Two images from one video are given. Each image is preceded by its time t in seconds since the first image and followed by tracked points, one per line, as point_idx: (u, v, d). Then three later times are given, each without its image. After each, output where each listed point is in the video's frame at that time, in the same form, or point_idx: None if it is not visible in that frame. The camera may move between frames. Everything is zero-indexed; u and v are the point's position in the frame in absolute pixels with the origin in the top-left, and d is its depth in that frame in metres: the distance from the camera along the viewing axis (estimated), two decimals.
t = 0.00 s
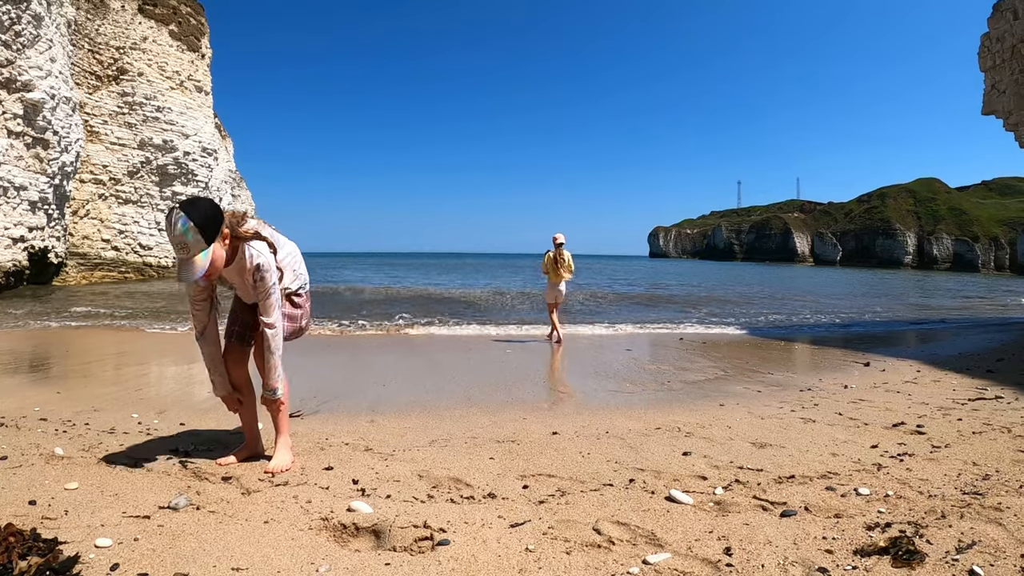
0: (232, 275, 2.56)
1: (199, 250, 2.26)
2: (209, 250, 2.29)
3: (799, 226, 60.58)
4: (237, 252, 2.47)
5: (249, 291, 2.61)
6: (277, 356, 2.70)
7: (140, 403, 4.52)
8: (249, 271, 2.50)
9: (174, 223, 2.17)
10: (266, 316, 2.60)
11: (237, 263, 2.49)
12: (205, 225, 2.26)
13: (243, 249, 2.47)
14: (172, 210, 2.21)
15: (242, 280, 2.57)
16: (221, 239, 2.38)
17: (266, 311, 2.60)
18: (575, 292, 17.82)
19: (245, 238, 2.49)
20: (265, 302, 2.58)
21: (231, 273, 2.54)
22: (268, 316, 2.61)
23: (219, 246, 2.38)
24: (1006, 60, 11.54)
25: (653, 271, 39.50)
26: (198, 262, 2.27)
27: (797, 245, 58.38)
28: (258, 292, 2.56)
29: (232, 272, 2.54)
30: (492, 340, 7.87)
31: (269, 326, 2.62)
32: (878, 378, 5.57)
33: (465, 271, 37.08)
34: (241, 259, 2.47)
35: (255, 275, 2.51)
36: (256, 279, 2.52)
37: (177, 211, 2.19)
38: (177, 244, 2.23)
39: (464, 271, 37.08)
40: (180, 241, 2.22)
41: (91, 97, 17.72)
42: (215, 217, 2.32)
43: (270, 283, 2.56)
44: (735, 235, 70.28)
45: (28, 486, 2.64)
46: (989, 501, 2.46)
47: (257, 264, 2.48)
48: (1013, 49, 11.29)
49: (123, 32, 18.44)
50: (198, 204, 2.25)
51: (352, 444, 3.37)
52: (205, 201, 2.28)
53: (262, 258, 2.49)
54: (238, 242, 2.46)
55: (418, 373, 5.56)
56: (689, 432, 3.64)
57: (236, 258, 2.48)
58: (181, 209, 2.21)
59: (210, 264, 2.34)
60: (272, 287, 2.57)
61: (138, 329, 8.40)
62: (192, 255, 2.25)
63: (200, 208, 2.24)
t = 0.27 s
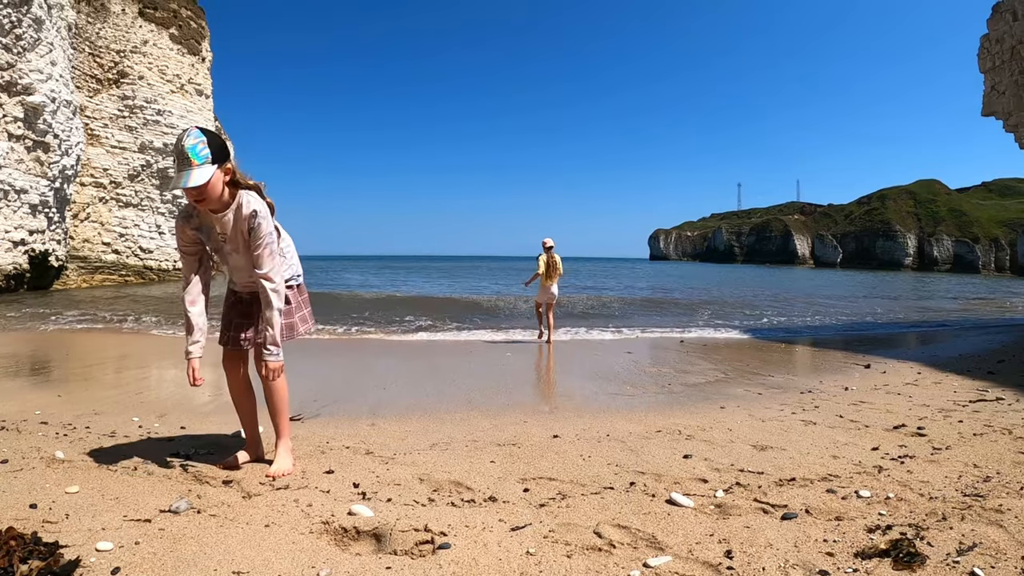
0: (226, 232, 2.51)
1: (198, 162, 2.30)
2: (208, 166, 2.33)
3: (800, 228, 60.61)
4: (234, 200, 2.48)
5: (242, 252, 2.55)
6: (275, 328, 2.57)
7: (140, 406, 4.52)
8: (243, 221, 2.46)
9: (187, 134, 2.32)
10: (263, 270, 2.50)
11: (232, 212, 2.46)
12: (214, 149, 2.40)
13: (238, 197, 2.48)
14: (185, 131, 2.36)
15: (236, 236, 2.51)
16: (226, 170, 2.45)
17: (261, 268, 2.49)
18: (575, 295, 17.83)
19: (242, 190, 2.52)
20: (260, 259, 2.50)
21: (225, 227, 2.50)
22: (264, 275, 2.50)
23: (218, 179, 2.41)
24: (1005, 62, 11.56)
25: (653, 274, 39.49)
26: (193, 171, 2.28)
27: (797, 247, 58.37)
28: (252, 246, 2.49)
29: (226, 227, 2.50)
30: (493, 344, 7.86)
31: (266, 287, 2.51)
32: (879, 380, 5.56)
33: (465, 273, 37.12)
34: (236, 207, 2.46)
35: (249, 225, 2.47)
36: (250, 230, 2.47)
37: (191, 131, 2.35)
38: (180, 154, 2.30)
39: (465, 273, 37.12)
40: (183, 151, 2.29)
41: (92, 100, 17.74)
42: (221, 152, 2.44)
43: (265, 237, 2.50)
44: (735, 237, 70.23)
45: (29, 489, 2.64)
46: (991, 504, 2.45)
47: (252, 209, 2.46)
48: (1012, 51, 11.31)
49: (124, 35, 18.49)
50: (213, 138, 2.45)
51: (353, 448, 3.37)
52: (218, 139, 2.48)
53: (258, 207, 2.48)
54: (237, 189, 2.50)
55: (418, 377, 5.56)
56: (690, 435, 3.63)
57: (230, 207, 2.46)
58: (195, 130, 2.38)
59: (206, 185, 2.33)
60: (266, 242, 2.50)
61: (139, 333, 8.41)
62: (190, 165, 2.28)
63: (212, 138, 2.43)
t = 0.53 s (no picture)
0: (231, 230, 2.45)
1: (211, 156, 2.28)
2: (220, 162, 2.31)
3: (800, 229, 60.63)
4: (243, 198, 2.46)
5: (247, 251, 2.49)
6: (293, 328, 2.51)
7: (141, 407, 4.52)
8: (254, 222, 2.45)
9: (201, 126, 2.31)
10: (279, 271, 2.50)
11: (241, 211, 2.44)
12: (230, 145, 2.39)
13: (249, 196, 2.47)
14: (198, 122, 2.34)
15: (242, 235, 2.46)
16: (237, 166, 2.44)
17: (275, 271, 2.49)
18: (576, 297, 17.82)
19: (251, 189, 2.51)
20: (272, 262, 2.49)
21: (231, 225, 2.45)
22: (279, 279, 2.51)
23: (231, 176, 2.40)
24: (1005, 63, 11.57)
25: (654, 275, 39.46)
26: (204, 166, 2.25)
27: (798, 248, 58.40)
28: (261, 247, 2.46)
29: (232, 225, 2.45)
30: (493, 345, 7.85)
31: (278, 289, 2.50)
32: (880, 382, 5.56)
33: (466, 275, 37.12)
34: (246, 206, 2.44)
35: (259, 226, 2.45)
36: (260, 231, 2.46)
37: (206, 123, 2.34)
38: (192, 146, 2.27)
39: (465, 275, 37.12)
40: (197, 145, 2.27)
41: (93, 101, 17.76)
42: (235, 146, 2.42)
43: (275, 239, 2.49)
44: (735, 238, 70.23)
45: (29, 490, 2.64)
46: (991, 505, 2.45)
47: (261, 210, 2.46)
48: (1012, 52, 11.31)
49: (125, 36, 18.52)
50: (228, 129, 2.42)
51: (353, 449, 3.37)
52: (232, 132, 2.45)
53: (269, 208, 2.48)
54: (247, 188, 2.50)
55: (418, 378, 5.56)
56: (690, 437, 3.63)
57: (239, 205, 2.44)
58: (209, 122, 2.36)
59: (220, 181, 2.32)
60: (276, 244, 2.49)
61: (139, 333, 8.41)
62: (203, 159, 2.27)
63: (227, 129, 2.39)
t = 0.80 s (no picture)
0: (241, 226, 2.36)
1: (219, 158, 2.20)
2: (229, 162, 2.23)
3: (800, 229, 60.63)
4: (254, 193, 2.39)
5: (257, 248, 2.41)
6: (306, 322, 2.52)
7: (141, 407, 4.52)
8: (268, 217, 2.38)
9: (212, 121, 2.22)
10: (292, 268, 2.46)
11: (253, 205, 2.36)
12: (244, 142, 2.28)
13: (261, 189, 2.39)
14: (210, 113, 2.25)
15: (253, 231, 2.38)
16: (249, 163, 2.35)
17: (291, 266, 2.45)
18: (577, 297, 17.83)
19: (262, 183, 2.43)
20: (287, 257, 2.44)
21: (240, 221, 2.35)
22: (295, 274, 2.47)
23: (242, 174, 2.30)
24: (1006, 64, 11.56)
25: (655, 275, 39.42)
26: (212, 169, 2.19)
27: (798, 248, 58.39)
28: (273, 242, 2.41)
29: (241, 221, 2.36)
30: (493, 346, 7.86)
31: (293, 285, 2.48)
32: (880, 382, 5.56)
33: (466, 275, 37.14)
34: (258, 201, 2.37)
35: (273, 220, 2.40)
36: (276, 228, 2.40)
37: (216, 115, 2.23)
38: (203, 144, 2.21)
39: (466, 275, 37.13)
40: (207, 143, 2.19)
41: (94, 101, 17.77)
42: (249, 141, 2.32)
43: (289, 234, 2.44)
44: (736, 239, 70.21)
45: (30, 490, 2.64)
46: (991, 506, 2.45)
47: (278, 205, 2.40)
48: (1013, 53, 11.31)
49: (126, 36, 18.54)
50: (241, 121, 2.30)
51: (353, 449, 3.37)
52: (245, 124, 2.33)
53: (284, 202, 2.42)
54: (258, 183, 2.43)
55: (418, 378, 5.57)
56: (691, 437, 3.63)
57: (251, 200, 2.36)
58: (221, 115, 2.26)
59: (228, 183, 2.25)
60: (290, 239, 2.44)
61: (140, 333, 8.42)
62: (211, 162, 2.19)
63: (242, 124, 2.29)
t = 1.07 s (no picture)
0: (255, 217, 2.19)
1: (214, 160, 2.01)
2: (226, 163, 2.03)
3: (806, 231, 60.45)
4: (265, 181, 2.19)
5: (275, 240, 2.26)
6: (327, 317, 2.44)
7: (148, 405, 4.54)
8: (284, 207, 2.22)
9: (202, 114, 1.98)
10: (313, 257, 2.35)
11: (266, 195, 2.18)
12: (238, 135, 2.01)
13: (274, 176, 2.20)
14: (204, 103, 2.00)
15: (270, 222, 2.22)
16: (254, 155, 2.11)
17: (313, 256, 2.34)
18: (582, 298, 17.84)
19: (274, 168, 2.22)
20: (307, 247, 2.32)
21: (253, 213, 2.17)
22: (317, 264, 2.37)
23: (246, 166, 2.10)
24: (1016, 66, 11.49)
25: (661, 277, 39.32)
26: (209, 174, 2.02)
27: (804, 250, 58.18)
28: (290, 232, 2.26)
29: (256, 212, 2.18)
30: (498, 347, 7.87)
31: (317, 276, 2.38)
32: (887, 386, 5.54)
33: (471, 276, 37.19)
34: (271, 189, 2.19)
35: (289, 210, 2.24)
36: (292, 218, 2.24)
37: (208, 106, 1.99)
38: (198, 142, 2.00)
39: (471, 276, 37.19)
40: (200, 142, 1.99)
41: (103, 100, 17.87)
42: (250, 130, 2.05)
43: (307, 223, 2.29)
44: (742, 240, 70.02)
45: (37, 487, 2.66)
46: (998, 512, 2.44)
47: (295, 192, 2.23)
48: None
49: (135, 36, 18.65)
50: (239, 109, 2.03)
51: (359, 449, 3.38)
52: (245, 107, 2.05)
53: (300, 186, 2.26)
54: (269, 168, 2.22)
55: (424, 379, 5.58)
56: (697, 440, 3.62)
57: (264, 189, 2.17)
58: (213, 105, 2.00)
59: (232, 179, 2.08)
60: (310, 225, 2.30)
61: (147, 331, 8.48)
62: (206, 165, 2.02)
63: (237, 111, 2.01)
